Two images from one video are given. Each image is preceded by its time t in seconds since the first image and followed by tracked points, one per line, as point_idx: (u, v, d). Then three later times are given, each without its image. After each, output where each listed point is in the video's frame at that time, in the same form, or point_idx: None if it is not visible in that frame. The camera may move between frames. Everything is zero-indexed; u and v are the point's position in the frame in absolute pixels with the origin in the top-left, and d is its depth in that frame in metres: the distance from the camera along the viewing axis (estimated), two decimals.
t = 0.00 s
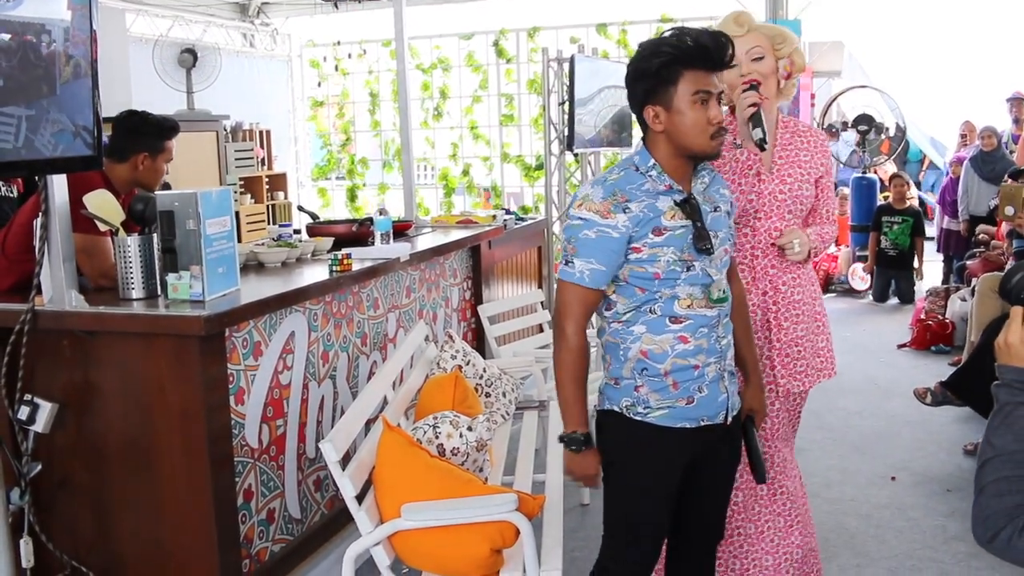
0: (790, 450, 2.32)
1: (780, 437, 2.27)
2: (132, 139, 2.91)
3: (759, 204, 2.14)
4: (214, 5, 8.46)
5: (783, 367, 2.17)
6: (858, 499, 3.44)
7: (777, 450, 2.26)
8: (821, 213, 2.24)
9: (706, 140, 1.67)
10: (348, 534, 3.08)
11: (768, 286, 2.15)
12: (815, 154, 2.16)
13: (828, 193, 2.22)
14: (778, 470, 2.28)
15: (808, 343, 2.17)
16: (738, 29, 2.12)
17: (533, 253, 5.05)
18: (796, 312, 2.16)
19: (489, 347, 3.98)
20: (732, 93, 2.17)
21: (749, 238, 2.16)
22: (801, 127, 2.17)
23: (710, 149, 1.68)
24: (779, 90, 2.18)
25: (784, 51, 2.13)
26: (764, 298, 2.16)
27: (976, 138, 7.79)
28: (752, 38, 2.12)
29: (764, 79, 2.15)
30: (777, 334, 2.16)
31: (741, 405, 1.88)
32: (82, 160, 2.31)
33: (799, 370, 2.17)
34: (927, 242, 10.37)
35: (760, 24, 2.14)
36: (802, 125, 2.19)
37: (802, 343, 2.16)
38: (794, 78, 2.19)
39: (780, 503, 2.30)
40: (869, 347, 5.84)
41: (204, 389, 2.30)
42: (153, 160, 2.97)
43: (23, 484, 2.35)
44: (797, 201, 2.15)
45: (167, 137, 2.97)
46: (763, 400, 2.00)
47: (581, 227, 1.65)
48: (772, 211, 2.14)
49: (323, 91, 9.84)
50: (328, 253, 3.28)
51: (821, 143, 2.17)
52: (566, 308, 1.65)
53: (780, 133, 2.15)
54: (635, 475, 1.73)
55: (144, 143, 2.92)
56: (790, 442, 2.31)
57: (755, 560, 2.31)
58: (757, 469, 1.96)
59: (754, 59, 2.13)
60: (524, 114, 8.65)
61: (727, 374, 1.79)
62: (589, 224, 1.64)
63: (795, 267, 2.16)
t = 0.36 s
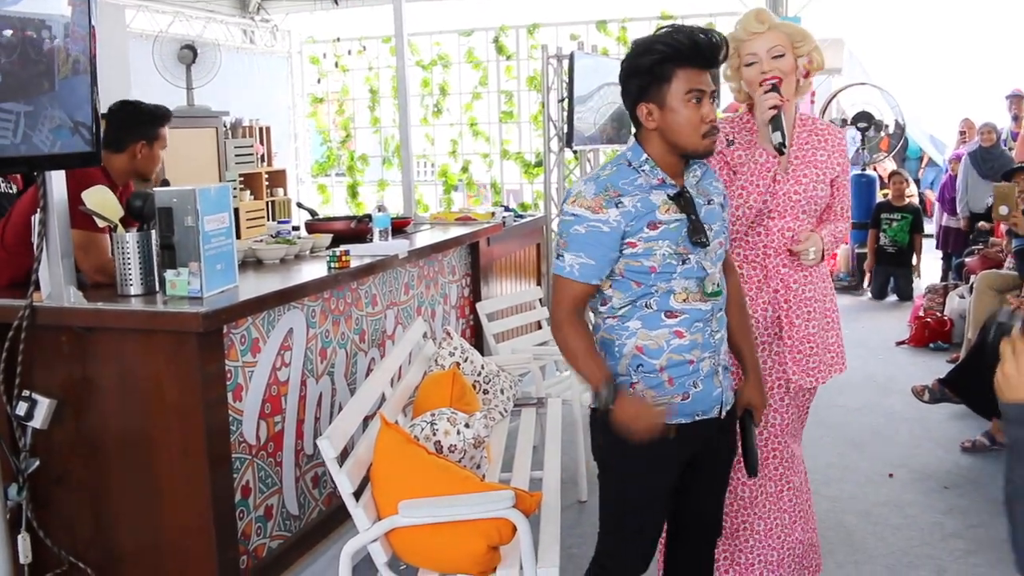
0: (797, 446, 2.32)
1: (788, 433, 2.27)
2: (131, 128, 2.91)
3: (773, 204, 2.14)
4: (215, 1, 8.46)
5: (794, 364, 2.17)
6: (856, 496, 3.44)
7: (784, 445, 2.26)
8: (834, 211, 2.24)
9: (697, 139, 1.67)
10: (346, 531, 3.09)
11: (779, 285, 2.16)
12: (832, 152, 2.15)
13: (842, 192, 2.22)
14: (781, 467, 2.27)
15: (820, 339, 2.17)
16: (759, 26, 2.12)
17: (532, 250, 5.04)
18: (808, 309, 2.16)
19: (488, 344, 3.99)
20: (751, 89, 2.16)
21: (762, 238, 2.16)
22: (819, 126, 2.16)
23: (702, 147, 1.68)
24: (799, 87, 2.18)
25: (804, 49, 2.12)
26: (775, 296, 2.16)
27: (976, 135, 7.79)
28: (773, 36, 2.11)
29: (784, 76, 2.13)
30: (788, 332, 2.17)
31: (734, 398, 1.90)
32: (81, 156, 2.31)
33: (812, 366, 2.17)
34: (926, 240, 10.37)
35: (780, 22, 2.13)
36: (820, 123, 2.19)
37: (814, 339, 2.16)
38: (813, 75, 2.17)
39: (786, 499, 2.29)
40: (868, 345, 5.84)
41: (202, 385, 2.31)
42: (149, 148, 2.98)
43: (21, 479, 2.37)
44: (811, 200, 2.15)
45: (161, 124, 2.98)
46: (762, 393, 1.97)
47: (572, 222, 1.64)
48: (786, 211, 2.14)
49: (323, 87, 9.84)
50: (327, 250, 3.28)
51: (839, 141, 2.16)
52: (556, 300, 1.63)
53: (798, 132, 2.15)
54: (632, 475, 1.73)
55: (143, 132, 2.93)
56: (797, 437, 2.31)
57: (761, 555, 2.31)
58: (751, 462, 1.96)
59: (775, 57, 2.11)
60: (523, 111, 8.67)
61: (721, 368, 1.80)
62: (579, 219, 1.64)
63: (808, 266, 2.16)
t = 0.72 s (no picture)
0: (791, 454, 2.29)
1: (785, 442, 2.25)
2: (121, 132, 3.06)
3: (768, 223, 2.13)
4: (204, 11, 8.46)
5: (792, 374, 2.17)
6: (844, 504, 3.46)
7: (778, 453, 2.23)
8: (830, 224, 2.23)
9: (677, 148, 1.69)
10: (334, 542, 3.08)
11: (773, 301, 2.18)
12: (829, 168, 2.12)
13: (838, 206, 2.20)
14: (775, 475, 2.24)
15: (816, 348, 2.18)
16: (752, 47, 2.12)
17: (520, 259, 5.05)
18: (803, 320, 2.17)
19: (476, 354, 3.99)
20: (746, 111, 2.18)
21: (757, 255, 2.16)
22: (817, 143, 2.13)
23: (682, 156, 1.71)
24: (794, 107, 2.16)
25: (799, 70, 2.13)
26: (770, 310, 2.18)
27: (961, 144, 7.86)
28: (766, 56, 2.12)
29: (777, 98, 2.14)
30: (784, 343, 2.17)
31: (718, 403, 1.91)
32: (69, 166, 2.31)
33: (809, 375, 2.18)
34: (913, 249, 10.44)
35: (776, 42, 2.12)
36: (817, 136, 2.16)
37: (811, 348, 2.17)
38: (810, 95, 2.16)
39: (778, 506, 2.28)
40: (856, 353, 5.86)
41: (190, 395, 2.30)
42: (139, 151, 3.13)
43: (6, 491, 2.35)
44: (806, 219, 2.14)
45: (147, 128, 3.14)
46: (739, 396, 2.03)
47: (566, 212, 1.65)
48: (780, 230, 2.14)
49: (312, 97, 9.83)
50: (315, 260, 3.28)
51: (836, 156, 2.14)
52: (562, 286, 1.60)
53: (795, 149, 2.13)
54: (622, 485, 1.73)
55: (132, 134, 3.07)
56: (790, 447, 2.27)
57: (751, 564, 2.28)
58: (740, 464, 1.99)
59: (767, 79, 2.12)
60: (512, 120, 8.70)
61: (705, 375, 1.82)
62: (573, 208, 1.64)
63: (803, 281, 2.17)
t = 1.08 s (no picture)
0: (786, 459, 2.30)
1: (778, 447, 2.25)
2: (122, 142, 3.50)
3: (753, 235, 2.14)
4: (193, 18, 8.44)
5: (782, 381, 2.18)
6: (830, 512, 3.47)
7: (767, 459, 2.24)
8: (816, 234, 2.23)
9: (664, 156, 1.71)
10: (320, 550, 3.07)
11: (761, 311, 2.17)
12: (813, 180, 2.12)
13: (824, 216, 2.20)
14: (767, 479, 2.25)
15: (806, 356, 2.18)
16: (736, 76, 2.08)
17: (508, 267, 5.05)
18: (791, 329, 2.18)
19: (464, 362, 3.99)
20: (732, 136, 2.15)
21: (742, 266, 2.16)
22: (801, 155, 2.13)
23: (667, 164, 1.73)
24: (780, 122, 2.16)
25: (786, 94, 2.10)
26: (758, 320, 2.18)
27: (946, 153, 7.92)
28: (751, 86, 2.09)
29: (763, 125, 2.11)
30: (773, 352, 2.18)
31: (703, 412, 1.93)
32: (54, 174, 2.31)
33: (799, 382, 2.18)
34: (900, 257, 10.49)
35: (761, 66, 2.08)
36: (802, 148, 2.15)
37: (801, 356, 2.18)
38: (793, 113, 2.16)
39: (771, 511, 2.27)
40: (843, 361, 5.88)
41: (176, 403, 2.30)
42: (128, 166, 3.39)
43: None
44: (790, 230, 2.14)
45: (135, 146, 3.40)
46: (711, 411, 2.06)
47: (566, 221, 1.61)
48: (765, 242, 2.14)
49: (301, 104, 9.81)
50: (302, 267, 3.28)
51: (820, 167, 2.14)
52: (574, 292, 1.53)
53: (779, 163, 2.13)
54: (611, 494, 1.74)
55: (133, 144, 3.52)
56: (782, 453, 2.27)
57: (744, 568, 2.28)
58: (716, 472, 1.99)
59: (752, 108, 2.09)
60: (501, 128, 8.71)
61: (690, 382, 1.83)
62: (573, 218, 1.61)
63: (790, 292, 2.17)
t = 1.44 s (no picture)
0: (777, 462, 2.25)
1: (771, 449, 2.20)
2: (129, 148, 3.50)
3: (742, 229, 2.12)
4: (187, 21, 8.45)
5: (774, 381, 2.15)
6: (823, 512, 3.48)
7: (762, 460, 2.19)
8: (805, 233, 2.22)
9: (653, 158, 1.72)
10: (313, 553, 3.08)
11: (752, 308, 2.14)
12: (802, 177, 2.12)
13: (813, 214, 2.19)
14: (763, 482, 2.20)
15: (798, 355, 2.16)
16: (729, 69, 2.09)
17: (502, 269, 5.06)
18: (783, 327, 2.15)
19: (457, 364, 4.00)
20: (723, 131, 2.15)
21: (733, 261, 2.14)
22: (791, 151, 2.13)
23: (655, 164, 1.74)
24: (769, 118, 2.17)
25: (776, 89, 2.11)
26: (749, 317, 2.15)
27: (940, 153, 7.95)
28: (743, 79, 2.10)
29: (754, 119, 2.11)
30: (765, 350, 2.15)
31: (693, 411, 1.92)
32: (47, 177, 2.32)
33: (790, 382, 2.15)
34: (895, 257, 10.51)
35: (753, 61, 2.09)
36: (791, 146, 2.15)
37: (792, 356, 2.15)
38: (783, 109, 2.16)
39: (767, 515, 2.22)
40: (837, 361, 5.89)
41: (168, 406, 2.30)
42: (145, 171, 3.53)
43: None
44: (779, 225, 2.14)
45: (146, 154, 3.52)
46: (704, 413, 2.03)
47: (566, 219, 1.62)
48: (754, 236, 2.12)
49: (295, 107, 9.74)
50: (295, 269, 3.28)
51: (810, 165, 2.13)
52: (589, 283, 1.51)
53: (768, 158, 2.12)
54: (602, 494, 1.75)
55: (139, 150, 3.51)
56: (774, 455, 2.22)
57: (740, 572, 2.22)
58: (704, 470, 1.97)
59: (743, 100, 2.11)
60: (495, 129, 8.71)
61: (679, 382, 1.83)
62: (573, 213, 1.62)
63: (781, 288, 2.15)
